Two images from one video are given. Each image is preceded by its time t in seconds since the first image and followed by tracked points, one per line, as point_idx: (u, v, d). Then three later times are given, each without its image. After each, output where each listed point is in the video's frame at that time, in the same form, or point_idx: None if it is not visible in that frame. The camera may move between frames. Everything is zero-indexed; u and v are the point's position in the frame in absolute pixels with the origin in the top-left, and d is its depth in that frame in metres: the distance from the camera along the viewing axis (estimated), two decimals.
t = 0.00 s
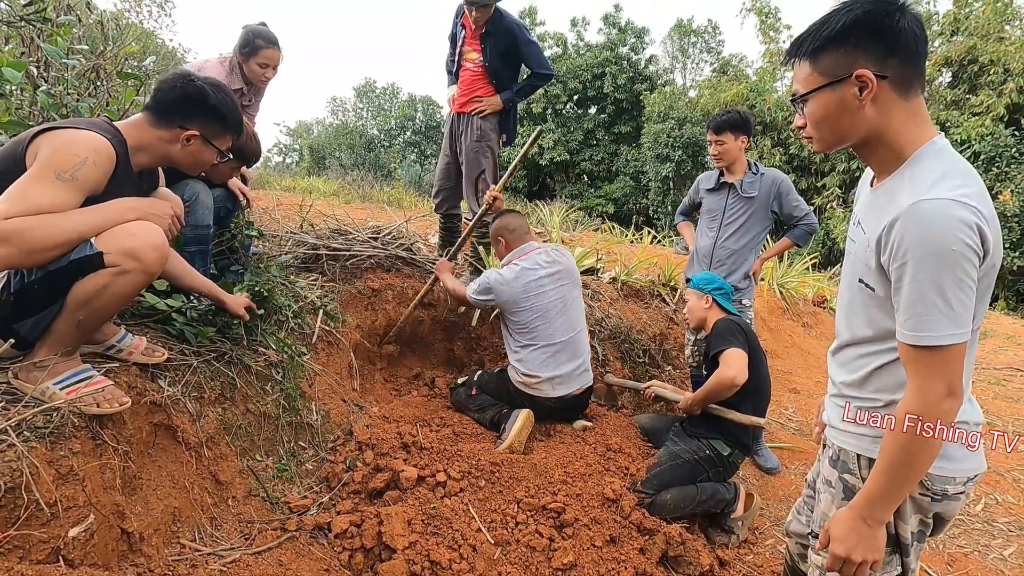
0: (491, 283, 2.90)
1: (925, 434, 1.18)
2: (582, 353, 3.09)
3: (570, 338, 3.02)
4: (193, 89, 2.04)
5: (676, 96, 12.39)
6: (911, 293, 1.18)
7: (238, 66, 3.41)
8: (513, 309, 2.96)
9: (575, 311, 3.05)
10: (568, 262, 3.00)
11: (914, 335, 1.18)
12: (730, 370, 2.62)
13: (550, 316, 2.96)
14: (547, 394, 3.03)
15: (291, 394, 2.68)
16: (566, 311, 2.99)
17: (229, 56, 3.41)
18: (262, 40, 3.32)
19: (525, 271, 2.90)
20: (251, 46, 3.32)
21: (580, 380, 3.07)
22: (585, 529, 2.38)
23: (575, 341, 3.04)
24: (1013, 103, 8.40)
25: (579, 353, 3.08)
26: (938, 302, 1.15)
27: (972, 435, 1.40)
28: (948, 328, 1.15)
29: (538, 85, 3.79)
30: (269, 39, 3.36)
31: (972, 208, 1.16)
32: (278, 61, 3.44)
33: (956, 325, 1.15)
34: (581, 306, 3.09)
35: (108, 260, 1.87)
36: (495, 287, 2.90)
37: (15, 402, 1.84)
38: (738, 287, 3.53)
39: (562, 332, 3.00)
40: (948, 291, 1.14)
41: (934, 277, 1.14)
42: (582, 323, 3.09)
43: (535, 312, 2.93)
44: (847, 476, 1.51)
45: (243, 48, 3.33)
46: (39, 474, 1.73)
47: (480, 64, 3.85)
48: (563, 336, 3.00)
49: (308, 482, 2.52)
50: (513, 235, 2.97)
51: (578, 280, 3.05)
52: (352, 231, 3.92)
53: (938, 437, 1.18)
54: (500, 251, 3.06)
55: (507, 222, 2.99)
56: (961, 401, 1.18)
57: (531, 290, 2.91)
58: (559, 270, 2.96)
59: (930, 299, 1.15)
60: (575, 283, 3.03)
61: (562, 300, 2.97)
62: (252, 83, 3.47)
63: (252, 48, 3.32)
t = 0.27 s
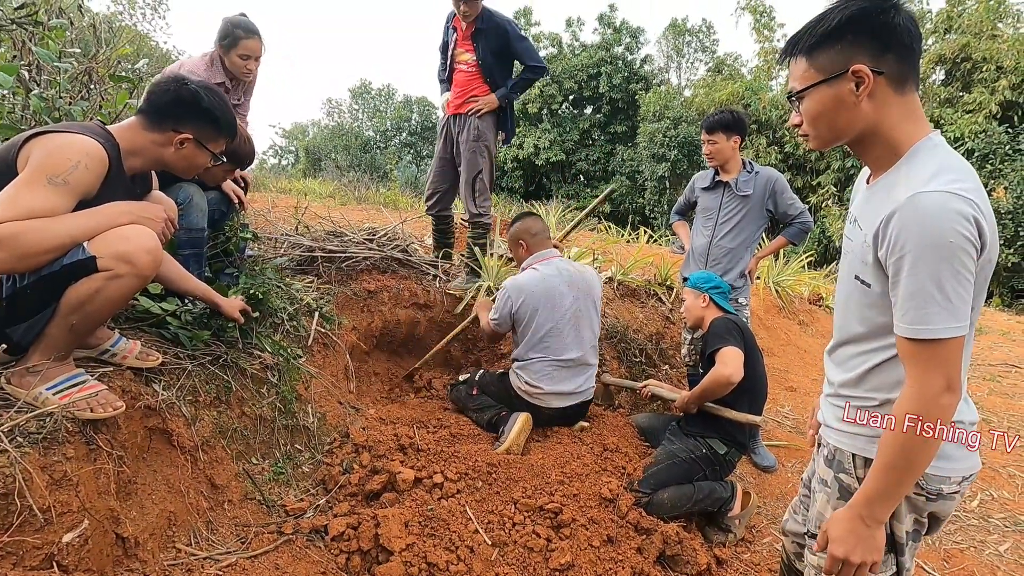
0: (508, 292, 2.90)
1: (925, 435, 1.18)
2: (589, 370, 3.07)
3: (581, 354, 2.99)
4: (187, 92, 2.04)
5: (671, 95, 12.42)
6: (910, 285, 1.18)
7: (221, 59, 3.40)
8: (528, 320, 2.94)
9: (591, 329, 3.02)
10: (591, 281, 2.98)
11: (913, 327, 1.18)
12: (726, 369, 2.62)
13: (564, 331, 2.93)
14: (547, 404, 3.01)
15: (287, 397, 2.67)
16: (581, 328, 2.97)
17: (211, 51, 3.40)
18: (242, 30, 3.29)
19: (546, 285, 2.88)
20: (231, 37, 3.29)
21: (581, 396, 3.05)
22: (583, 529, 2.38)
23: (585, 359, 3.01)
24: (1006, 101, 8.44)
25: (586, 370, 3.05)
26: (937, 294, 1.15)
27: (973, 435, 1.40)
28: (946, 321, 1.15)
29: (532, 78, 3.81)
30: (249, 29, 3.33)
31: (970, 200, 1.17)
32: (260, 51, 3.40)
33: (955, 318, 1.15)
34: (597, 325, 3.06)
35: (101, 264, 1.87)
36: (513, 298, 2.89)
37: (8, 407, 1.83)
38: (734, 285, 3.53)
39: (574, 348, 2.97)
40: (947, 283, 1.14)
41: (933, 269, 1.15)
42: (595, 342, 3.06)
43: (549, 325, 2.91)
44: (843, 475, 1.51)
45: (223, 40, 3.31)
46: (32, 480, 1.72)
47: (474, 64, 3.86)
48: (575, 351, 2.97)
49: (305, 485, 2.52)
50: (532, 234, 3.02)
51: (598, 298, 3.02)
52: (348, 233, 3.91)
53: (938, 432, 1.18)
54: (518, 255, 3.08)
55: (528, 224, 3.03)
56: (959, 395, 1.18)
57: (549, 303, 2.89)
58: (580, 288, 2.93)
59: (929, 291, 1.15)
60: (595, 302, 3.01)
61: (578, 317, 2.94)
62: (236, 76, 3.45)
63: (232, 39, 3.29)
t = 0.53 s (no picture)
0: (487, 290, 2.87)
1: (925, 434, 1.19)
2: (579, 357, 3.07)
3: (568, 344, 2.99)
4: (176, 95, 2.03)
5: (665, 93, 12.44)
6: (898, 280, 1.18)
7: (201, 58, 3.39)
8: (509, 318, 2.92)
9: (574, 317, 3.00)
10: (570, 268, 2.94)
11: (901, 321, 1.19)
12: (721, 365, 2.63)
13: (547, 322, 2.93)
14: (544, 398, 3.01)
15: (281, 400, 2.66)
16: (564, 317, 2.96)
17: (193, 50, 3.38)
18: (220, 28, 3.26)
19: (523, 279, 2.84)
20: (210, 36, 3.27)
21: (576, 385, 3.05)
22: (579, 528, 2.38)
23: (573, 347, 3.01)
24: (996, 96, 8.48)
25: (577, 358, 3.05)
26: (925, 288, 1.15)
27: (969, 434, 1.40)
28: (935, 315, 1.16)
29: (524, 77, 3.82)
30: (229, 27, 3.30)
31: (958, 195, 1.17)
32: (241, 49, 3.39)
33: (943, 312, 1.15)
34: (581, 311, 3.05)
35: (90, 270, 1.85)
36: (492, 295, 2.85)
37: None
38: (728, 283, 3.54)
39: (559, 338, 2.97)
40: (935, 277, 1.15)
41: (921, 263, 1.15)
42: (581, 329, 3.06)
43: (531, 319, 2.90)
44: (835, 472, 1.52)
45: (203, 39, 3.28)
46: (23, 487, 1.71)
47: (466, 65, 3.85)
48: (560, 341, 2.97)
49: (301, 488, 2.51)
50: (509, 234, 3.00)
51: (579, 286, 3.00)
52: (342, 234, 3.91)
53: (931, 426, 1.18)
54: (496, 254, 3.05)
55: (503, 224, 3.01)
56: (948, 390, 1.19)
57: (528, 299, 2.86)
58: (558, 278, 2.91)
59: (917, 286, 1.16)
60: (575, 289, 2.98)
61: (560, 307, 2.93)
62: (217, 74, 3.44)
63: (212, 37, 3.27)
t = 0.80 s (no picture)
0: (462, 283, 2.92)
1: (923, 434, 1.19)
2: (564, 336, 3.10)
3: (548, 325, 3.03)
4: (173, 91, 2.02)
5: (664, 92, 12.44)
6: (896, 277, 1.18)
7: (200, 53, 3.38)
8: (486, 308, 2.97)
9: (550, 298, 3.06)
10: (535, 251, 3.03)
11: (898, 319, 1.18)
12: (721, 363, 2.63)
13: (526, 307, 2.97)
14: (537, 382, 3.01)
15: (280, 398, 2.66)
16: (540, 300, 3.01)
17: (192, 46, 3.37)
18: (222, 26, 3.26)
19: (494, 267, 2.91)
20: (212, 34, 3.27)
21: (568, 365, 3.06)
22: (578, 526, 2.38)
23: (552, 327, 3.05)
24: (996, 95, 8.49)
25: (561, 338, 3.08)
26: (922, 286, 1.15)
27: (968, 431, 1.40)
28: (932, 313, 1.16)
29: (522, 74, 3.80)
30: (230, 25, 3.30)
31: (957, 194, 1.17)
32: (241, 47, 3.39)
33: (940, 311, 1.15)
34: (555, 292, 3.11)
35: (89, 267, 1.85)
36: (468, 286, 2.91)
37: None
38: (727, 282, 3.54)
39: (540, 322, 3.00)
40: (932, 275, 1.15)
41: (919, 261, 1.15)
42: (559, 309, 3.11)
43: (509, 305, 2.94)
44: (834, 471, 1.52)
45: (203, 36, 3.28)
46: (22, 484, 1.71)
47: (465, 63, 3.84)
48: (541, 324, 3.00)
49: (299, 486, 2.51)
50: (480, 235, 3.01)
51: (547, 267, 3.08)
52: (340, 232, 3.90)
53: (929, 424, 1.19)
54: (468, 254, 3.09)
55: (472, 224, 3.02)
56: (944, 389, 1.19)
57: (501, 287, 2.92)
58: (527, 261, 2.98)
59: (914, 284, 1.16)
60: (545, 270, 3.06)
61: (535, 290, 2.99)
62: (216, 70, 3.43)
63: (213, 35, 3.27)
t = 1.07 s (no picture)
0: (466, 273, 2.92)
1: (924, 433, 1.19)
2: (560, 328, 3.14)
3: (546, 319, 3.06)
4: (166, 67, 2.05)
5: (668, 96, 12.45)
6: (900, 282, 1.18)
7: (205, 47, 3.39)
8: (487, 300, 2.98)
9: (546, 290, 3.11)
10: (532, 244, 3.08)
11: (901, 324, 1.19)
12: (723, 367, 2.63)
13: (526, 298, 2.99)
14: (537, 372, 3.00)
15: (282, 397, 2.66)
16: (538, 291, 3.04)
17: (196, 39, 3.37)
18: (226, 17, 3.27)
19: (497, 257, 2.93)
20: (216, 25, 3.27)
21: (567, 356, 3.09)
22: (578, 529, 2.38)
23: (550, 320, 3.08)
24: (1000, 102, 8.48)
25: (559, 330, 3.12)
26: (925, 292, 1.15)
27: (972, 436, 1.41)
28: (935, 319, 1.16)
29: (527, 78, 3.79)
30: (234, 17, 3.31)
31: (962, 200, 1.17)
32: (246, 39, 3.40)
33: (943, 317, 1.15)
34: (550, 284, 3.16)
35: (96, 264, 1.86)
36: (471, 277, 2.91)
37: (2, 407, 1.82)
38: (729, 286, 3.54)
39: (539, 313, 3.03)
40: (936, 281, 1.15)
41: (923, 267, 1.15)
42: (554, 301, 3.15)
43: (511, 295, 2.96)
44: (836, 476, 1.52)
45: (207, 28, 3.28)
46: (25, 480, 1.71)
47: (471, 65, 3.87)
48: (541, 315, 3.03)
49: (300, 485, 2.51)
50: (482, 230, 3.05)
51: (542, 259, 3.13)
52: (344, 232, 3.91)
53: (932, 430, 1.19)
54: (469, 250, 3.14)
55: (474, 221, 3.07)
56: (947, 395, 1.19)
57: (503, 280, 2.93)
58: (527, 251, 3.01)
59: (918, 289, 1.16)
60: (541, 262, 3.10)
61: (535, 281, 3.02)
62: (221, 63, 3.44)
63: (217, 26, 3.27)
